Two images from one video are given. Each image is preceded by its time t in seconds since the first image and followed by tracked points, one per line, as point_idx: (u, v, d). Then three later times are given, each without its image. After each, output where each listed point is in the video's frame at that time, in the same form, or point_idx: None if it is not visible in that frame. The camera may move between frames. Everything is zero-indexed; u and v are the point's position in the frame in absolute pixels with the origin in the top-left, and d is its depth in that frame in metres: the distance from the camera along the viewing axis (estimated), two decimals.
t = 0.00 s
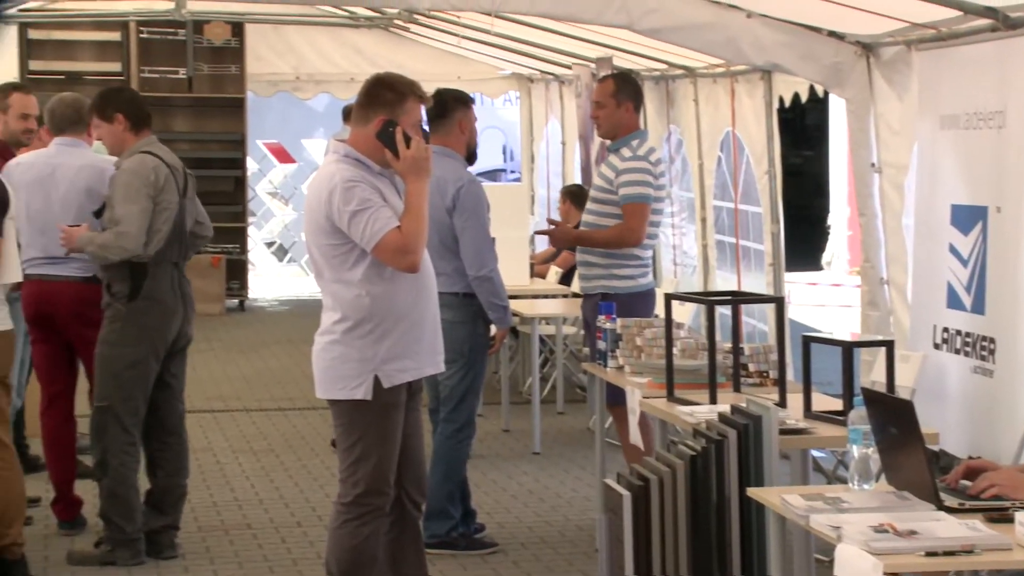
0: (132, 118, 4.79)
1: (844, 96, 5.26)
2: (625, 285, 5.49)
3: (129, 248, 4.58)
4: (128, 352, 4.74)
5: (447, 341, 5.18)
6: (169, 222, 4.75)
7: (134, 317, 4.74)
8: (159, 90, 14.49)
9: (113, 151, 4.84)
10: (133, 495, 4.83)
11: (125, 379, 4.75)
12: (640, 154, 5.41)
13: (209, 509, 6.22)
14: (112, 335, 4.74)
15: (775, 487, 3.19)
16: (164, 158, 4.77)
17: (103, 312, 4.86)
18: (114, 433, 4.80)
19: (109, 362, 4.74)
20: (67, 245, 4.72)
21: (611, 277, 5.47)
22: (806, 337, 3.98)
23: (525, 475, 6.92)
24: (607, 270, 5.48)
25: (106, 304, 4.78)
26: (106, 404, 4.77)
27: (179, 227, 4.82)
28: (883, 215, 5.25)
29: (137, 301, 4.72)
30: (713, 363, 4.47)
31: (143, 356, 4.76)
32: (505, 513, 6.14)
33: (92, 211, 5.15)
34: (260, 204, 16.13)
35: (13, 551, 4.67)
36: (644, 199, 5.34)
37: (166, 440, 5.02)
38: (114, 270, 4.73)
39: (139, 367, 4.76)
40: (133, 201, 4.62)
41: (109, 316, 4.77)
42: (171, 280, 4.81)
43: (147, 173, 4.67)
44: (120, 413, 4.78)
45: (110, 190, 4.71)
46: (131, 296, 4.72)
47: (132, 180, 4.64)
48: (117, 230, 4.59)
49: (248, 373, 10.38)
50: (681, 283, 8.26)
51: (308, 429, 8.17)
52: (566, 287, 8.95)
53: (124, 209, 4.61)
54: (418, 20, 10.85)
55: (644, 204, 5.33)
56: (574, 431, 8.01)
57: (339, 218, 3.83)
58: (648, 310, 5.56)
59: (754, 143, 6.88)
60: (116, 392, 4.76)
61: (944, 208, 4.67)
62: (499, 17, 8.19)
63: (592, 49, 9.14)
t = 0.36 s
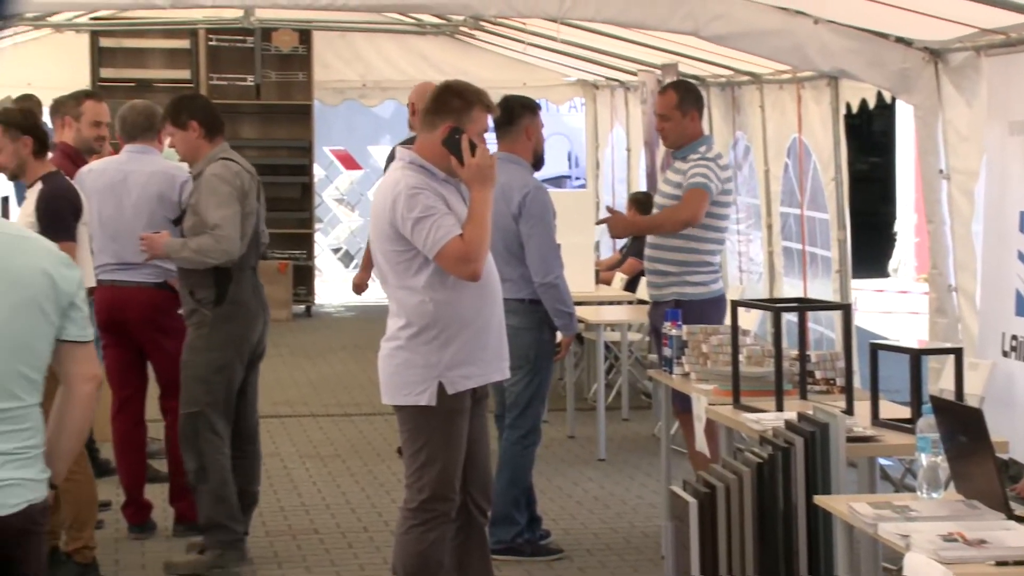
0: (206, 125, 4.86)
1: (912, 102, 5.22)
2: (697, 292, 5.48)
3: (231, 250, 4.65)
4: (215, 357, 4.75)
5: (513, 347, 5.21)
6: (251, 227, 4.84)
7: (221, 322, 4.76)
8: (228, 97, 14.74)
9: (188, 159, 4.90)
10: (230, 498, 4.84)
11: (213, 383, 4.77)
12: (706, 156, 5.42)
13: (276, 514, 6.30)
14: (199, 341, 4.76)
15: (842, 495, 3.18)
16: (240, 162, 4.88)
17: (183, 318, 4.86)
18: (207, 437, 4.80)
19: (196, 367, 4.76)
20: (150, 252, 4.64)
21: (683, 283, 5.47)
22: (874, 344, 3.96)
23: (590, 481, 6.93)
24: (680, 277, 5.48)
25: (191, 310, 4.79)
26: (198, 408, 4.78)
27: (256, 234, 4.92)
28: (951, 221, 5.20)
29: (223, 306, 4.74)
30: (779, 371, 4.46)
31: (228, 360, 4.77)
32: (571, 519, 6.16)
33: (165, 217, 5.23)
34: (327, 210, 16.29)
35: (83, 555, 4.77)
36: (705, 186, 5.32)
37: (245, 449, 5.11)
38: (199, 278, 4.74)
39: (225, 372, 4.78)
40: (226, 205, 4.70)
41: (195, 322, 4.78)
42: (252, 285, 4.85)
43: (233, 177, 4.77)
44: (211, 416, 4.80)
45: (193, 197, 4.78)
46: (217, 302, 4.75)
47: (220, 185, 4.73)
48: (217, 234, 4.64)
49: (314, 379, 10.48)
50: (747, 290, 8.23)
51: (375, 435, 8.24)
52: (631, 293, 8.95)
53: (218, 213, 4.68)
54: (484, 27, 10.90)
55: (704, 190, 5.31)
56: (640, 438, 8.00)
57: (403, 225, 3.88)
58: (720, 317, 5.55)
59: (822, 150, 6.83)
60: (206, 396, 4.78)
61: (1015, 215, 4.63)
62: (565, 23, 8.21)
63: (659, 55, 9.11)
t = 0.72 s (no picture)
0: (283, 135, 4.85)
1: (987, 108, 5.17)
2: (770, 297, 5.46)
3: (319, 267, 4.71)
4: (304, 370, 4.77)
5: (585, 353, 5.23)
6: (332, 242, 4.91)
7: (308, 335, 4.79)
8: (302, 104, 14.94)
9: (265, 168, 4.90)
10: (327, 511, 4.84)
11: (305, 396, 4.77)
12: (777, 170, 5.38)
13: (350, 518, 6.38)
14: (289, 353, 4.78)
15: (917, 503, 3.17)
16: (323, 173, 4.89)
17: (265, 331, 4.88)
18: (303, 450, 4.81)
19: (286, 380, 4.76)
20: (234, 265, 4.69)
21: (755, 290, 5.46)
22: (948, 352, 3.92)
23: (661, 488, 6.92)
24: (750, 284, 5.47)
25: (277, 324, 4.81)
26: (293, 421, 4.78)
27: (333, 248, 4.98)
28: None
29: (311, 320, 4.78)
30: (853, 378, 4.44)
31: (316, 374, 4.80)
32: (642, 525, 6.16)
33: (239, 223, 5.32)
34: (399, 217, 16.42)
35: (160, 557, 4.87)
36: (781, 217, 5.34)
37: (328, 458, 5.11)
38: (285, 292, 4.77)
39: (315, 386, 4.80)
40: (314, 221, 4.73)
41: (283, 335, 4.80)
42: (335, 296, 4.89)
43: (321, 191, 4.78)
44: (306, 429, 4.79)
45: (278, 209, 4.80)
46: (304, 315, 4.77)
47: (307, 201, 4.74)
48: (306, 250, 4.69)
49: (385, 384, 10.57)
50: (819, 297, 8.18)
51: (446, 440, 8.30)
52: (703, 300, 8.92)
53: (306, 230, 4.72)
54: (556, 33, 10.92)
55: (781, 223, 5.33)
56: (712, 445, 7.98)
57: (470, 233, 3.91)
58: (793, 324, 5.51)
59: (896, 156, 6.77)
60: (299, 409, 4.78)
61: None
62: (636, 29, 8.21)
63: (730, 61, 9.07)
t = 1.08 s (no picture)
0: (359, 140, 4.84)
1: None
2: (844, 304, 5.43)
3: (407, 274, 4.69)
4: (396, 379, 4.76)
5: (660, 359, 5.24)
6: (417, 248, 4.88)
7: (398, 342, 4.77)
8: (377, 110, 15.11)
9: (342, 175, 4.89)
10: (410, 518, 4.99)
11: (395, 407, 4.79)
12: (854, 174, 5.35)
13: (425, 521, 6.45)
14: (380, 364, 4.74)
15: (996, 511, 3.14)
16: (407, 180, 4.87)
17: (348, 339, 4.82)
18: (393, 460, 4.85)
19: (376, 391, 4.74)
20: (317, 280, 4.76)
21: (829, 295, 5.43)
22: None
23: (735, 494, 6.90)
24: (825, 290, 5.44)
25: (366, 334, 4.76)
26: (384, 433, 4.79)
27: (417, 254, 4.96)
28: None
29: (401, 329, 4.75)
30: (931, 385, 4.40)
31: (406, 383, 4.80)
32: (717, 531, 6.15)
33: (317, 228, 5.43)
34: (474, 222, 16.52)
35: (237, 560, 4.96)
36: (858, 221, 5.29)
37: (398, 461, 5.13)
38: (373, 302, 4.73)
39: (404, 396, 4.81)
40: (401, 227, 4.70)
41: (373, 344, 4.74)
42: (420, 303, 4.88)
43: (406, 196, 4.76)
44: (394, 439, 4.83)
45: (366, 215, 4.78)
46: (395, 324, 4.75)
47: (395, 207, 4.72)
48: (393, 257, 4.67)
49: (460, 388, 10.64)
50: (896, 302, 8.10)
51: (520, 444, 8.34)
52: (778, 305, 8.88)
53: (394, 237, 4.70)
54: (630, 38, 10.92)
55: (859, 227, 5.29)
56: (787, 451, 7.94)
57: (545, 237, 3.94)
58: (869, 329, 5.48)
59: (975, 160, 6.69)
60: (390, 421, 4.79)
61: None
62: (709, 34, 8.19)
63: (804, 64, 9.02)
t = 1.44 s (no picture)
0: (422, 147, 4.83)
1: None
2: (925, 309, 5.39)
3: (484, 284, 4.74)
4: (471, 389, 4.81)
5: (741, 363, 5.24)
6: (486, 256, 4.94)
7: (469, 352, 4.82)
8: (458, 114, 15.27)
9: (406, 183, 4.87)
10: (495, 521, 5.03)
11: (474, 415, 4.83)
12: (938, 177, 5.31)
13: (506, 525, 6.50)
14: (458, 375, 4.78)
15: None
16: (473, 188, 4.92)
17: (419, 352, 4.84)
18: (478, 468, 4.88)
19: (452, 403, 4.77)
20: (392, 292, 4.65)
21: (910, 300, 5.40)
22: None
23: (817, 500, 6.85)
24: (906, 295, 5.40)
25: (441, 346, 4.79)
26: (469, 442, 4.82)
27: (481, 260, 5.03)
28: None
29: (477, 336, 4.82)
30: (1016, 391, 4.35)
31: (479, 390, 4.84)
32: (798, 537, 6.12)
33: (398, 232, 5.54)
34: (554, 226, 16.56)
35: (319, 561, 5.07)
36: (941, 225, 5.25)
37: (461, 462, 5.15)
38: (448, 312, 4.78)
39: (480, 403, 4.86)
40: (478, 237, 4.75)
41: (449, 356, 4.79)
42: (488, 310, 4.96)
43: (478, 203, 4.82)
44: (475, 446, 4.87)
45: (442, 223, 4.82)
46: (470, 332, 4.80)
47: (472, 216, 4.77)
48: (471, 268, 4.71)
49: (540, 392, 10.69)
50: (981, 308, 7.99)
51: (600, 448, 8.36)
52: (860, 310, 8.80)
53: (470, 246, 4.74)
54: (711, 42, 10.88)
55: (943, 231, 5.24)
56: (869, 457, 7.86)
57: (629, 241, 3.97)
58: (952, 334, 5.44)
59: None
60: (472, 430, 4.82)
61: None
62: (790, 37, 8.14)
63: (887, 67, 8.92)
